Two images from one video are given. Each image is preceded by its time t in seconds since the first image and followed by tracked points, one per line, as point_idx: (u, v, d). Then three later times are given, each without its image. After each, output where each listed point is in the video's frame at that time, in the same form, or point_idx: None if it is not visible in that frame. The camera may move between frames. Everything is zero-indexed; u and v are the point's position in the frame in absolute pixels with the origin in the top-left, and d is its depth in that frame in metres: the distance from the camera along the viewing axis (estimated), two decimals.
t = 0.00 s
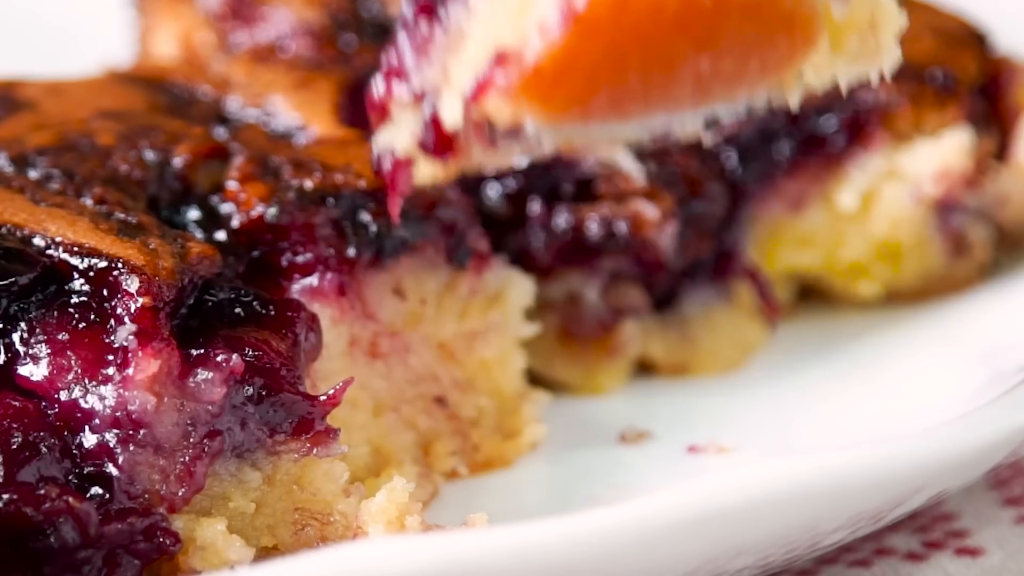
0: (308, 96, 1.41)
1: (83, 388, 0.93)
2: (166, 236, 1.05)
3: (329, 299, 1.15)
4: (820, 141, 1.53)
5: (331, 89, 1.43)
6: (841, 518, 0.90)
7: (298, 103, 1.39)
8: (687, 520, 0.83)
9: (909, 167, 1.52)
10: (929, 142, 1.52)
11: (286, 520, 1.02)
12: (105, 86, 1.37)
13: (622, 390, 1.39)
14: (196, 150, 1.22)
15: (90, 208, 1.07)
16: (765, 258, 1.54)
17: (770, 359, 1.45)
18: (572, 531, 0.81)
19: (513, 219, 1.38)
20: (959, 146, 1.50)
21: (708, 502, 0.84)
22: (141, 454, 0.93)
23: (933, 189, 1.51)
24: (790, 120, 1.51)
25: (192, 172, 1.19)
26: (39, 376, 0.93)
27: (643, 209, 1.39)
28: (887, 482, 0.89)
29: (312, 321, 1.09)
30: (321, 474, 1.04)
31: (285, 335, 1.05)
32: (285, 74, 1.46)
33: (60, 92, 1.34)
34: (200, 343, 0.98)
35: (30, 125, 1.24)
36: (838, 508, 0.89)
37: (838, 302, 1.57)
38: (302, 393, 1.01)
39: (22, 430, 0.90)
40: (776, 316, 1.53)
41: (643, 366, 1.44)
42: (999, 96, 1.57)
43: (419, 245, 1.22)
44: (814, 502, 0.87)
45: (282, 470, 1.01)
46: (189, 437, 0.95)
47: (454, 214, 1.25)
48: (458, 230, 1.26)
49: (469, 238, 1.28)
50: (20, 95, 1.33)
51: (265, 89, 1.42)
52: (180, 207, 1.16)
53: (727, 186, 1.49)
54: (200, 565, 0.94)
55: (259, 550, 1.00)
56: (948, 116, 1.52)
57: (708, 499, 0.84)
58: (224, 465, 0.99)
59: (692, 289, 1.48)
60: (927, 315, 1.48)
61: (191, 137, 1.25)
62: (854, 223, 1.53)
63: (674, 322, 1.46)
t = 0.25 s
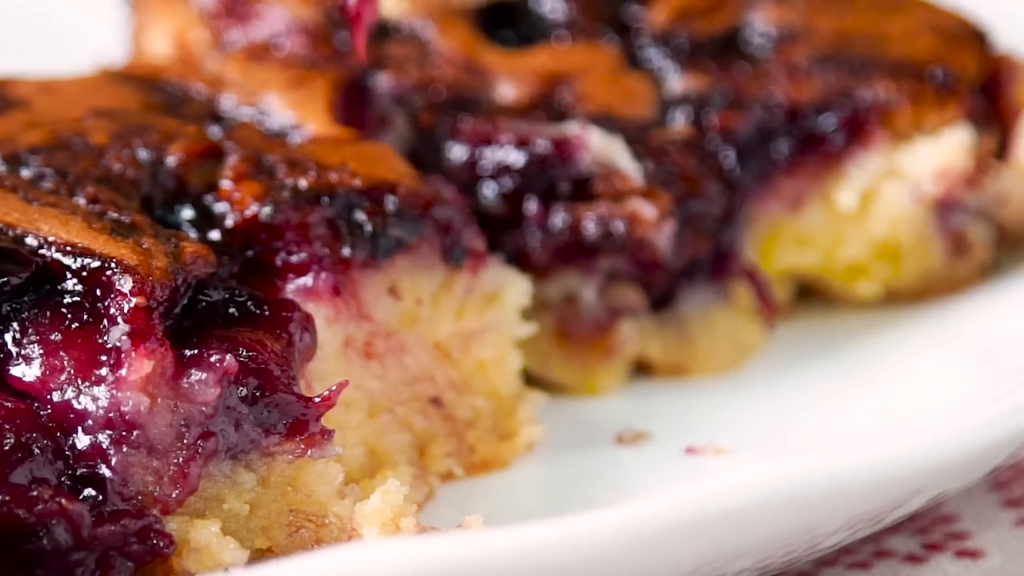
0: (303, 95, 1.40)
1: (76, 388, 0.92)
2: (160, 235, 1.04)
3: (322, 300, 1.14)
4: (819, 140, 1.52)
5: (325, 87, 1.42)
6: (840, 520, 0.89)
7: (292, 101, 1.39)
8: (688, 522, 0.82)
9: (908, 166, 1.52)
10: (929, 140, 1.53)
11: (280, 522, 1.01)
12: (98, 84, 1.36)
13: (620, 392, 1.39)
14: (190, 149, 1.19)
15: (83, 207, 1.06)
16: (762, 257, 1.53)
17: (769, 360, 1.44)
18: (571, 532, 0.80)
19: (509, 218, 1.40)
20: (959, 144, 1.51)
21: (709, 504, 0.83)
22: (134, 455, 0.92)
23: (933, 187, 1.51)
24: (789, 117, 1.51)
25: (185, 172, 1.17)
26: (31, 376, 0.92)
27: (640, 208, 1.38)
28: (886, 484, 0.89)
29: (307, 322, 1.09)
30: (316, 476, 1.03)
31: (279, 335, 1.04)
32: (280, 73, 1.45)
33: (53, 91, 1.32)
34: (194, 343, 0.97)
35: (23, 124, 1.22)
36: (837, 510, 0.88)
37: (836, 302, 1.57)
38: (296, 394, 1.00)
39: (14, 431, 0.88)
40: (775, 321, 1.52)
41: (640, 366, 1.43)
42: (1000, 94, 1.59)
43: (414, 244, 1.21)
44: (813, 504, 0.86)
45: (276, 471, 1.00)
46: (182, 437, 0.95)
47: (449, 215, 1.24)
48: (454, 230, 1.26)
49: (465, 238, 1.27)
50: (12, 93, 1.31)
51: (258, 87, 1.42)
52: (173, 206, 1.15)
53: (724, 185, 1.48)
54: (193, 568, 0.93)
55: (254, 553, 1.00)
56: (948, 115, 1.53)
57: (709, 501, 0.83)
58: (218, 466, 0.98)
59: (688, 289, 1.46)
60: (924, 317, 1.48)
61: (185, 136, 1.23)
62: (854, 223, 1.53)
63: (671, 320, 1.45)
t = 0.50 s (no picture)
0: (298, 93, 1.40)
1: (70, 389, 0.91)
2: (154, 234, 1.03)
3: (317, 299, 1.13)
4: (818, 138, 1.52)
5: (321, 85, 1.42)
6: (839, 522, 0.89)
7: (287, 99, 1.39)
8: (687, 522, 0.81)
9: (907, 165, 1.52)
10: (929, 139, 1.52)
11: (275, 523, 1.00)
12: (92, 82, 1.35)
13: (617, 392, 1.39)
14: (185, 148, 1.19)
15: (77, 206, 1.04)
16: (761, 255, 1.53)
17: (768, 360, 1.43)
18: (568, 533, 0.79)
19: (506, 218, 1.39)
20: (959, 142, 1.50)
21: (709, 504, 0.82)
22: (127, 456, 0.91)
23: (933, 186, 1.51)
24: (787, 115, 1.51)
25: (179, 172, 1.16)
26: (24, 377, 0.92)
27: (638, 207, 1.37)
28: (886, 485, 0.88)
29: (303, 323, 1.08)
30: (311, 477, 1.02)
31: (274, 335, 1.03)
32: (275, 71, 1.45)
33: (46, 89, 1.31)
34: (188, 343, 0.97)
35: (15, 123, 1.20)
36: (836, 511, 0.88)
37: (836, 302, 1.56)
38: (291, 395, 0.99)
39: (6, 431, 0.88)
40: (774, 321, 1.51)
41: (638, 366, 1.43)
42: (1000, 93, 1.59)
43: (409, 243, 1.20)
44: (813, 505, 0.86)
45: (271, 472, 1.00)
46: (177, 438, 0.94)
47: (445, 213, 1.24)
48: (450, 228, 1.25)
49: (461, 237, 1.26)
50: (5, 91, 1.30)
51: (253, 86, 1.41)
52: (168, 206, 1.14)
53: (723, 184, 1.47)
54: (187, 569, 0.92)
55: (248, 555, 0.99)
56: (948, 113, 1.52)
57: (709, 501, 0.82)
58: (212, 467, 0.97)
59: (686, 289, 1.45)
60: (923, 318, 1.47)
61: (179, 135, 1.23)
62: (854, 222, 1.52)
63: (669, 320, 1.44)
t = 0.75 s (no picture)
0: (294, 91, 1.39)
1: (63, 390, 0.90)
2: (148, 234, 1.02)
3: (312, 299, 1.12)
4: (817, 137, 1.51)
5: (316, 84, 1.41)
6: (838, 524, 0.88)
7: (282, 97, 1.38)
8: (686, 523, 0.80)
9: (908, 163, 1.51)
10: (929, 137, 1.51)
11: (269, 525, 0.99)
12: (85, 81, 1.34)
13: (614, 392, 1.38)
14: (178, 147, 1.18)
15: (70, 205, 1.03)
16: (760, 256, 1.52)
17: (766, 361, 1.43)
18: (564, 535, 0.78)
19: (503, 217, 1.38)
20: (959, 141, 1.50)
21: (708, 506, 0.81)
22: (121, 458, 0.91)
23: (933, 186, 1.50)
24: (786, 113, 1.50)
25: (173, 170, 1.15)
26: (17, 377, 0.91)
27: (636, 206, 1.37)
28: (886, 488, 0.88)
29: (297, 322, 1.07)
30: (306, 478, 1.01)
31: (268, 335, 1.02)
32: (270, 70, 1.44)
33: (38, 87, 1.30)
34: (182, 343, 0.96)
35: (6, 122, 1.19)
36: (835, 513, 0.87)
37: (836, 302, 1.56)
38: (285, 395, 0.98)
39: None
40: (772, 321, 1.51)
41: (636, 367, 1.42)
42: (1000, 91, 1.59)
43: (405, 243, 1.20)
44: (813, 507, 0.85)
45: (265, 474, 0.99)
46: (170, 439, 0.93)
47: (441, 212, 1.23)
48: (446, 227, 1.24)
49: (457, 236, 1.25)
50: None
51: (247, 84, 1.41)
52: (161, 205, 1.12)
53: (722, 183, 1.46)
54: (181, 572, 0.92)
55: (242, 556, 0.98)
56: (948, 111, 1.51)
57: (708, 502, 0.81)
58: (206, 468, 0.96)
59: (684, 289, 1.44)
60: (921, 318, 1.47)
61: (173, 133, 1.22)
62: (853, 223, 1.52)
63: (667, 320, 1.43)
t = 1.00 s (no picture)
0: (289, 90, 1.38)
1: (56, 390, 0.89)
2: (142, 233, 1.01)
3: (307, 299, 1.11)
4: (816, 136, 1.51)
5: (311, 82, 1.40)
6: (836, 526, 0.88)
7: (277, 96, 1.37)
8: (685, 525, 0.80)
9: (907, 162, 1.50)
10: (929, 136, 1.50)
11: (264, 527, 0.99)
12: (78, 79, 1.33)
13: (611, 394, 1.37)
14: (172, 146, 1.17)
15: (63, 204, 1.03)
16: (758, 256, 1.51)
17: (765, 362, 1.42)
18: (562, 537, 0.78)
19: (499, 217, 1.37)
20: (959, 140, 1.49)
21: (708, 507, 0.80)
22: (114, 459, 0.90)
23: (933, 186, 1.49)
24: (785, 112, 1.50)
25: (166, 169, 1.15)
26: (9, 378, 0.90)
27: (633, 206, 1.36)
28: (886, 489, 0.87)
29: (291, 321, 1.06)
30: (301, 480, 1.00)
31: (262, 336, 1.01)
32: (265, 68, 1.43)
33: (31, 85, 1.29)
34: (176, 343, 0.95)
35: None
36: (834, 514, 0.86)
37: (835, 301, 1.55)
38: (280, 396, 0.97)
39: None
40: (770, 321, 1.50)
41: (634, 367, 1.41)
42: (1001, 90, 1.58)
43: (401, 242, 1.19)
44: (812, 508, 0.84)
45: (260, 475, 0.98)
46: (164, 441, 0.92)
47: (437, 211, 1.22)
48: (442, 226, 1.23)
49: (453, 236, 1.25)
50: None
51: (242, 83, 1.40)
52: (155, 204, 1.11)
53: (719, 182, 1.46)
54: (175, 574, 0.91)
55: (237, 559, 0.97)
56: (948, 110, 1.51)
57: (708, 503, 0.80)
58: (201, 470, 0.95)
59: (682, 289, 1.44)
60: (920, 319, 1.46)
61: (167, 132, 1.21)
62: (852, 222, 1.51)
63: (665, 320, 1.42)
